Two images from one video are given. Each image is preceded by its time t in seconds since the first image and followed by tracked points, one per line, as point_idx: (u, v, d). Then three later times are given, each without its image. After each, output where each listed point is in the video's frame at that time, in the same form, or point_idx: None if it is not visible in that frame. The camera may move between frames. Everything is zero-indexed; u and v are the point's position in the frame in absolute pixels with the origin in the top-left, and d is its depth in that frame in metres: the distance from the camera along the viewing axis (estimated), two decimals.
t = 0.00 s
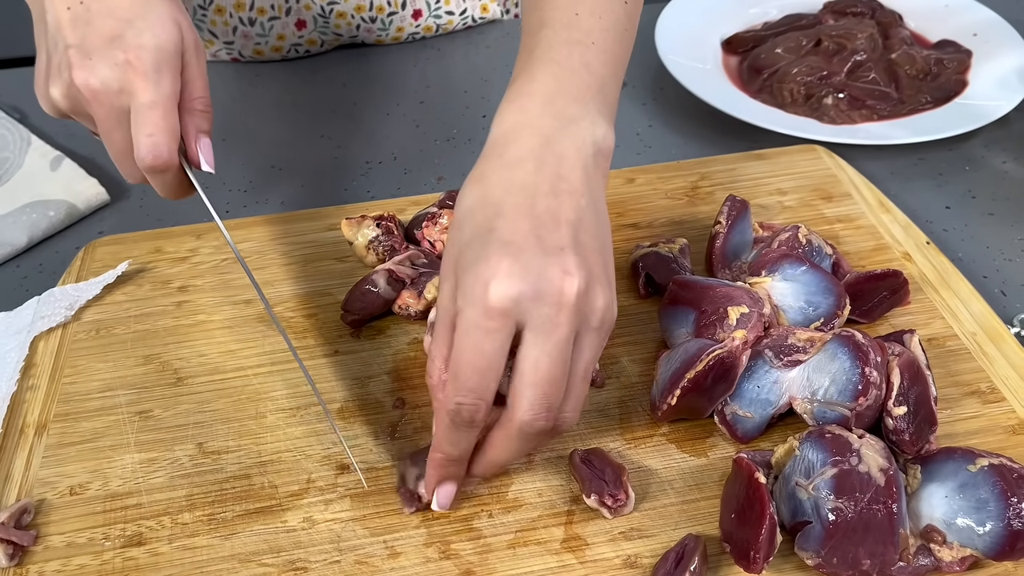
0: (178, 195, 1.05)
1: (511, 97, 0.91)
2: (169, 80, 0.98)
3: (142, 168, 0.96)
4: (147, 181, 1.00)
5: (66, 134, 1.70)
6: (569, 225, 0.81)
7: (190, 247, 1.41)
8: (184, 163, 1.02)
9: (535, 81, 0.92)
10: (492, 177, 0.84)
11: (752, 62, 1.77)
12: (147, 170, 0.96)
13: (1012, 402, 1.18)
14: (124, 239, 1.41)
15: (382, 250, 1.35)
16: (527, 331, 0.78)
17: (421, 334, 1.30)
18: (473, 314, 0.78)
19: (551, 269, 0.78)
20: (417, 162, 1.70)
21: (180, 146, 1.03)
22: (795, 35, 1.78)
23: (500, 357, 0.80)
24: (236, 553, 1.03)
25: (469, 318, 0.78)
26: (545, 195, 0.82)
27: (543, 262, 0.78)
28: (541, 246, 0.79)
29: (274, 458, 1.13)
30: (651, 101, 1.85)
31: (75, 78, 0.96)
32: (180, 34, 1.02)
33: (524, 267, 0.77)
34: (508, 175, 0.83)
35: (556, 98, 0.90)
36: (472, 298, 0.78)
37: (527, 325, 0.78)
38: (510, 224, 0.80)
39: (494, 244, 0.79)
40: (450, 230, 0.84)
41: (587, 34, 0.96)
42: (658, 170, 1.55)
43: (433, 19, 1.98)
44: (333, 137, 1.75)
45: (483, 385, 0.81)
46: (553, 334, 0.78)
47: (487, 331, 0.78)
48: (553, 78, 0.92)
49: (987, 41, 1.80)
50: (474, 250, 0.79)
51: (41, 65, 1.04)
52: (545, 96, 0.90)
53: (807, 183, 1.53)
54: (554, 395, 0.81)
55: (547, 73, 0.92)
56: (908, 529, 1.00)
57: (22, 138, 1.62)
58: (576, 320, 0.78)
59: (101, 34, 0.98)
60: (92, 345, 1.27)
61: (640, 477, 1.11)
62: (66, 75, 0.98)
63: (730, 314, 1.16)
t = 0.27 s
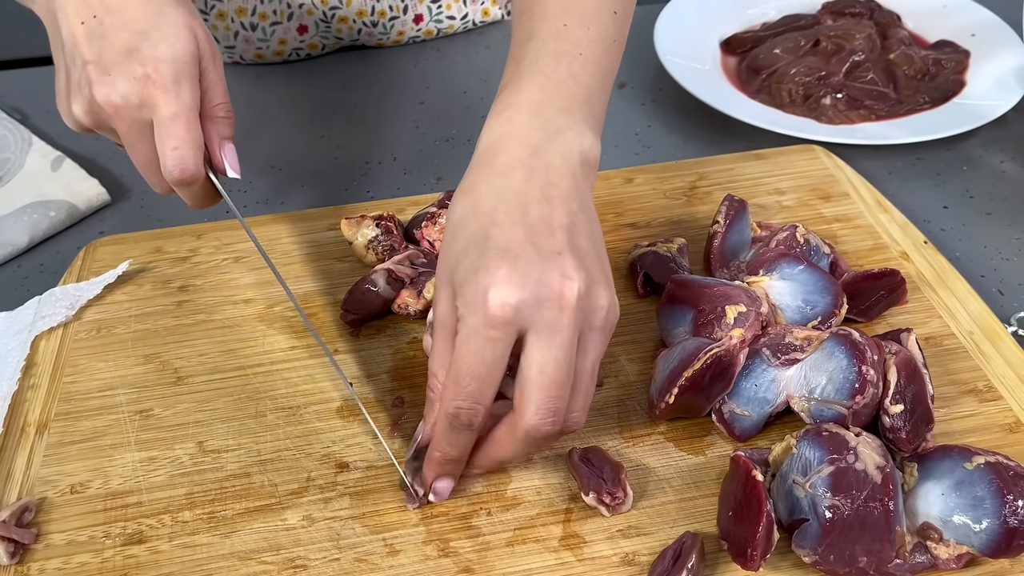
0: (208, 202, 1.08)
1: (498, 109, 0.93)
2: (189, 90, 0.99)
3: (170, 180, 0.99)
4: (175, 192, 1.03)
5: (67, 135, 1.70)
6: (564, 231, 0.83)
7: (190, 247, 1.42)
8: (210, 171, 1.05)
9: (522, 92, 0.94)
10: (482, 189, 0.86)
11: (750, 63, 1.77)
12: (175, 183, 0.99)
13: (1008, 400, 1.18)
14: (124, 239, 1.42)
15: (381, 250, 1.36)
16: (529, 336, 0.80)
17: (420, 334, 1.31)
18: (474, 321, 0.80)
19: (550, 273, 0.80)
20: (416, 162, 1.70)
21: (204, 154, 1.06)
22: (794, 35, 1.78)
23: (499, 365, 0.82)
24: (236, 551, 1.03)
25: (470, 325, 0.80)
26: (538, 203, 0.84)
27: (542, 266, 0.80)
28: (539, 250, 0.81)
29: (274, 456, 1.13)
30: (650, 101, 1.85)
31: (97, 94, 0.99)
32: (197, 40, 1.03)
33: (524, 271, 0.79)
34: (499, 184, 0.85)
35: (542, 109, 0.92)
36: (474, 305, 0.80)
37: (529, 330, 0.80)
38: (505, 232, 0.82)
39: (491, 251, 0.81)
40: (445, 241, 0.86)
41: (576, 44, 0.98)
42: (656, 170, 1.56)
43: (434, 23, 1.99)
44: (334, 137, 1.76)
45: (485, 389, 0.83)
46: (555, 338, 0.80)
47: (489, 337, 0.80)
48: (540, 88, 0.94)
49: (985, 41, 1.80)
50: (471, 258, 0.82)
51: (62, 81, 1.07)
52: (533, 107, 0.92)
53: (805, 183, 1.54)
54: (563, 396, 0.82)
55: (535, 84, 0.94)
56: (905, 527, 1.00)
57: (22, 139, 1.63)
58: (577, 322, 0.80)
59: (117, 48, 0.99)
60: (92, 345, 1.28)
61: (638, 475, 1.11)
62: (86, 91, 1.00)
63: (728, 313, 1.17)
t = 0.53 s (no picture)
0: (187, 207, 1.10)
1: (465, 102, 0.92)
2: (156, 101, 1.00)
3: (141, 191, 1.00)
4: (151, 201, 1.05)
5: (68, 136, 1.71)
6: (531, 245, 0.82)
7: (191, 248, 1.42)
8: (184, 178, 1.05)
9: (491, 82, 0.94)
10: (447, 189, 0.84)
11: (750, 64, 1.78)
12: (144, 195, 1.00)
13: (1006, 400, 1.19)
14: (126, 240, 1.43)
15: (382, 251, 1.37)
16: (501, 360, 0.79)
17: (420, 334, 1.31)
18: (447, 345, 0.77)
19: (520, 295, 0.79)
20: (417, 163, 1.71)
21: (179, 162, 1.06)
22: (793, 37, 1.79)
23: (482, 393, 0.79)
24: (237, 550, 1.04)
25: (445, 351, 0.77)
26: (504, 211, 0.83)
27: (512, 288, 0.79)
28: (507, 268, 0.80)
29: (275, 456, 1.14)
30: (650, 102, 1.86)
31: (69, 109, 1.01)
32: (166, 46, 1.03)
33: (497, 295, 0.78)
34: (464, 188, 0.84)
35: (510, 106, 0.92)
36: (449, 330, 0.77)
37: (503, 355, 0.79)
38: (473, 245, 0.80)
39: (459, 267, 0.79)
40: (405, 250, 0.83)
41: (550, 43, 1.01)
42: (656, 170, 1.56)
43: (434, 26, 1.99)
44: (334, 138, 1.77)
45: (463, 424, 0.80)
46: (526, 364, 0.80)
47: (465, 364, 0.77)
48: (510, 83, 0.94)
49: (983, 42, 1.81)
50: (439, 273, 0.80)
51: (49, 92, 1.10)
52: (503, 102, 0.92)
53: (804, 184, 1.55)
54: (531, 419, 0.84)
55: (506, 78, 0.95)
56: (902, 525, 1.01)
57: (25, 140, 1.63)
58: (546, 345, 0.80)
59: (86, 61, 1.01)
60: (94, 345, 1.28)
61: (637, 474, 1.12)
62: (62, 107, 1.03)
63: (726, 313, 1.18)
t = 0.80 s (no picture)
0: (212, 199, 1.09)
1: (472, 111, 0.96)
2: (186, 87, 1.00)
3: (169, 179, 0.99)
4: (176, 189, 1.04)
5: (71, 139, 1.72)
6: (560, 249, 0.89)
7: (193, 249, 1.43)
8: (212, 165, 1.04)
9: (497, 92, 0.97)
10: (472, 198, 0.88)
11: (749, 67, 1.79)
12: (172, 181, 0.99)
13: (1003, 401, 1.20)
14: (129, 242, 1.44)
15: (383, 253, 1.38)
16: (546, 358, 0.87)
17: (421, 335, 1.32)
18: (498, 351, 0.83)
19: (567, 297, 0.85)
20: (418, 166, 1.72)
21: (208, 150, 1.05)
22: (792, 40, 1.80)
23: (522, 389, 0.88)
24: (239, 550, 1.05)
25: (495, 355, 0.84)
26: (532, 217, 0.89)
27: (560, 292, 0.85)
28: (549, 272, 0.86)
29: (277, 457, 1.15)
30: (650, 105, 1.87)
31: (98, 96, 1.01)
32: (197, 36, 1.04)
33: (546, 298, 0.83)
34: (492, 197, 0.88)
35: (516, 116, 0.95)
36: (500, 334, 0.83)
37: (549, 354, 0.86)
38: (516, 253, 0.85)
39: (507, 274, 0.84)
40: (442, 257, 0.86)
41: (545, 55, 1.03)
42: (655, 173, 1.57)
43: (434, 28, 2.00)
44: (336, 141, 1.78)
45: (501, 417, 0.89)
46: (568, 359, 0.88)
47: (518, 365, 0.84)
48: (515, 93, 0.97)
49: (981, 45, 1.82)
50: (488, 281, 0.84)
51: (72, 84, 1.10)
52: (510, 111, 0.95)
53: (802, 186, 1.55)
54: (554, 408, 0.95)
55: (511, 88, 0.97)
56: (900, 526, 1.01)
57: (28, 143, 1.64)
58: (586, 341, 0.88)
59: (117, 48, 1.01)
60: (97, 346, 1.29)
61: (637, 475, 1.13)
62: (90, 94, 1.03)
63: (725, 314, 1.19)
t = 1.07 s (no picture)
0: (228, 204, 1.11)
1: (467, 103, 0.97)
2: (220, 95, 1.02)
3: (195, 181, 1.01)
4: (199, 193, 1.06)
5: (73, 141, 1.73)
6: (551, 244, 0.88)
7: (195, 251, 1.44)
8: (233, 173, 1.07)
9: (491, 85, 0.98)
10: (461, 190, 0.88)
11: (749, 69, 1.79)
12: (198, 184, 1.01)
13: (1002, 402, 1.20)
14: (130, 244, 1.44)
15: (384, 255, 1.38)
16: (530, 354, 0.86)
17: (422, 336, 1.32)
18: (479, 347, 0.83)
19: (553, 293, 0.84)
20: (419, 167, 1.72)
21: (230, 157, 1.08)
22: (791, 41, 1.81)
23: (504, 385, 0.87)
24: (240, 550, 1.05)
25: (475, 351, 0.83)
26: (523, 210, 0.88)
27: (546, 288, 0.83)
28: (537, 266, 0.84)
29: (278, 458, 1.15)
30: (650, 107, 1.87)
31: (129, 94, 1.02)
32: (230, 45, 1.06)
33: (531, 294, 0.82)
34: (480, 189, 0.88)
35: (510, 108, 0.96)
36: (480, 330, 0.82)
37: (532, 350, 0.85)
38: (501, 248, 0.84)
39: (490, 269, 0.83)
40: (428, 250, 0.86)
41: (541, 49, 1.05)
42: (655, 174, 1.58)
43: (434, 29, 2.00)
44: (337, 142, 1.78)
45: (482, 411, 0.88)
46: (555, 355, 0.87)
47: (499, 362, 0.83)
48: (510, 87, 0.98)
49: (981, 47, 1.82)
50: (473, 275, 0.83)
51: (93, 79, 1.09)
52: (504, 103, 0.96)
53: (801, 188, 1.56)
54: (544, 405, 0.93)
55: (505, 81, 0.98)
56: (899, 526, 1.02)
57: (30, 144, 1.65)
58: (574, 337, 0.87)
59: (151, 49, 1.01)
60: (99, 348, 1.30)
61: (637, 476, 1.13)
62: (119, 91, 1.03)
63: (725, 316, 1.18)
